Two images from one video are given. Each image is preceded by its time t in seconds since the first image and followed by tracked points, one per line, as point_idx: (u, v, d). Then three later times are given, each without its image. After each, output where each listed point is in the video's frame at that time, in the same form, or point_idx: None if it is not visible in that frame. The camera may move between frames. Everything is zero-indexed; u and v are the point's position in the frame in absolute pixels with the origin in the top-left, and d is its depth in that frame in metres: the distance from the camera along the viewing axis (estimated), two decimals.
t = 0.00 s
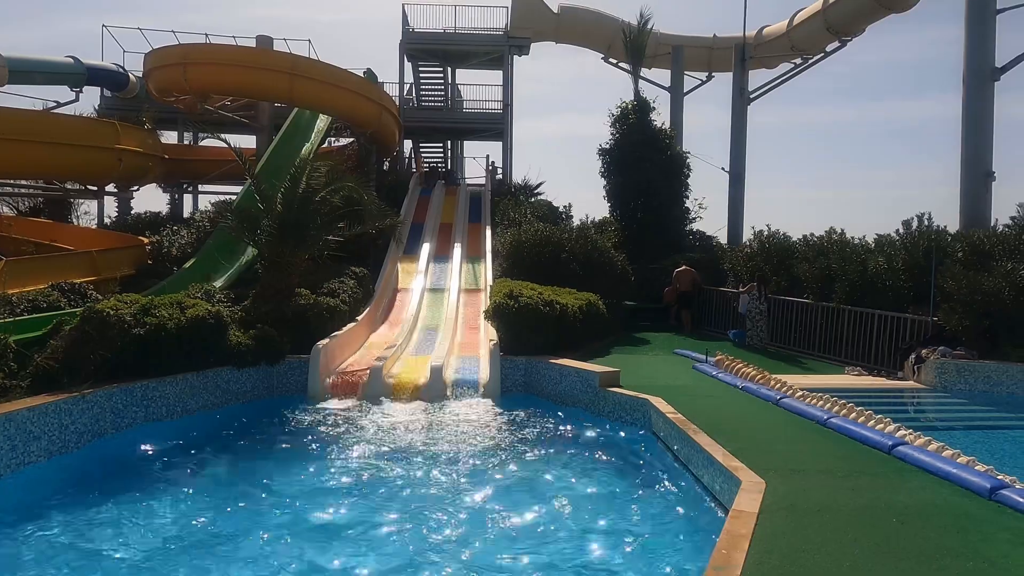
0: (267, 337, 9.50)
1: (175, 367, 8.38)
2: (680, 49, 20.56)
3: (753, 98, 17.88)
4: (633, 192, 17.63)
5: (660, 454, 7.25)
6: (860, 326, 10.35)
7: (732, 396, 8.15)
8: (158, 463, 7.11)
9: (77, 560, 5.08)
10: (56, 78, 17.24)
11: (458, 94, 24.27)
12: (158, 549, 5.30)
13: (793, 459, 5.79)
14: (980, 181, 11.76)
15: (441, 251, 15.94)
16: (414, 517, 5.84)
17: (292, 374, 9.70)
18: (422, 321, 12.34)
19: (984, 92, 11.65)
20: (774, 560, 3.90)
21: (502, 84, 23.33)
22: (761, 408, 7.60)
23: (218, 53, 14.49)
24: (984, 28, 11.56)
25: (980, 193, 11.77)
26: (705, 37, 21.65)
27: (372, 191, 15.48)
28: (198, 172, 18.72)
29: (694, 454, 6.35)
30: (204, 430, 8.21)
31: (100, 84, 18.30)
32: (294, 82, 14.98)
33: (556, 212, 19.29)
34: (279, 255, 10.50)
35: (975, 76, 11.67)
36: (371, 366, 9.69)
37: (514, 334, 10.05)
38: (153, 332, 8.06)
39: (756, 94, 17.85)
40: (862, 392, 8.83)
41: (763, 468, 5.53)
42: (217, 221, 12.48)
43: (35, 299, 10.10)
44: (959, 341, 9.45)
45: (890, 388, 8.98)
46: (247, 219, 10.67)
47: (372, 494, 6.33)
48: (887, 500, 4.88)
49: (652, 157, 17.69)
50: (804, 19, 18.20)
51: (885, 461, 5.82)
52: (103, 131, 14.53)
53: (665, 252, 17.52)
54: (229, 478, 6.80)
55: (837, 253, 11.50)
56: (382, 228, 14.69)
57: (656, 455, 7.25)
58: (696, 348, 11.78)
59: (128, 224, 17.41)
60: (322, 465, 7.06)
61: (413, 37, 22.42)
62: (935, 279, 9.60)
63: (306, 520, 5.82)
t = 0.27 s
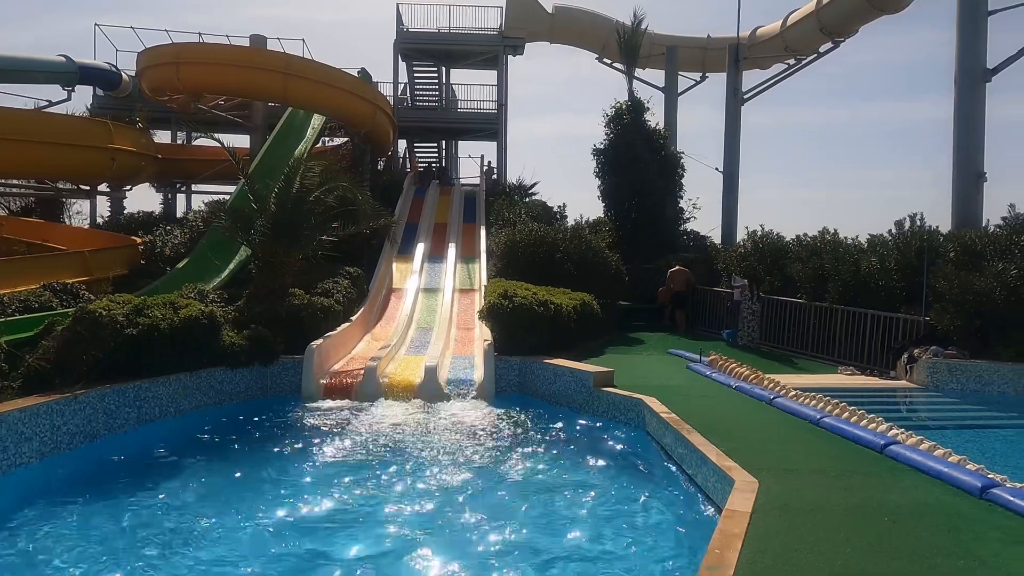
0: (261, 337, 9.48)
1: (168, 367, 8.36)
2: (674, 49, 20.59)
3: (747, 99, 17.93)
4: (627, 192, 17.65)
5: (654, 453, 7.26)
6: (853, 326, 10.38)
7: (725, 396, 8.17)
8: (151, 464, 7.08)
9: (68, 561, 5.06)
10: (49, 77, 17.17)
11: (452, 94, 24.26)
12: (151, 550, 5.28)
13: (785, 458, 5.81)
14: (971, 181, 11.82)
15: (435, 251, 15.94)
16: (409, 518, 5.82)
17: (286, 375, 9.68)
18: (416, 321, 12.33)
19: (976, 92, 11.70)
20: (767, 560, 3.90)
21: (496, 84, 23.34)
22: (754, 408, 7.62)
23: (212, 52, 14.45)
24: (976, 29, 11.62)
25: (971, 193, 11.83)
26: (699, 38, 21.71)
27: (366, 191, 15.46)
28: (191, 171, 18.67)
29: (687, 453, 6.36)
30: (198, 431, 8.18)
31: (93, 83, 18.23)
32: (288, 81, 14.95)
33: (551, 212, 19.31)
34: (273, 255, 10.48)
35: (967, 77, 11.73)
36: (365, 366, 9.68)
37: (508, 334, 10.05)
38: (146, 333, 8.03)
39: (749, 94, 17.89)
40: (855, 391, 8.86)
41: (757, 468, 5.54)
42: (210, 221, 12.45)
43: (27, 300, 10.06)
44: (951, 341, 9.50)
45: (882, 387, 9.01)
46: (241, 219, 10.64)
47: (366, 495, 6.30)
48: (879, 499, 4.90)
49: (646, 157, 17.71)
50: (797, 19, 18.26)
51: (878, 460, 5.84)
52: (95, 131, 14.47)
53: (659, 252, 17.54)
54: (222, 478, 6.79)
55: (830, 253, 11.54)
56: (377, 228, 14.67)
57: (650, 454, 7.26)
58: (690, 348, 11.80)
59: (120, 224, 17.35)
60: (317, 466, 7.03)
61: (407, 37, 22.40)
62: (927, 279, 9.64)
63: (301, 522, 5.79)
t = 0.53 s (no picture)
0: (256, 336, 9.46)
1: (163, 366, 8.33)
2: (670, 48, 20.59)
3: (743, 97, 17.93)
4: (623, 190, 17.65)
5: (650, 451, 7.25)
6: (848, 325, 10.40)
7: (721, 394, 8.17)
8: (146, 463, 7.06)
9: (64, 561, 5.04)
10: (42, 75, 17.09)
11: (448, 93, 24.22)
12: (145, 550, 5.25)
13: (781, 456, 5.81)
14: (966, 179, 11.84)
15: (431, 249, 15.91)
16: (405, 517, 5.79)
17: (282, 373, 9.64)
18: (412, 320, 12.31)
19: (970, 92, 11.72)
20: (762, 558, 3.90)
21: (492, 83, 23.31)
22: (750, 406, 7.62)
23: (207, 51, 14.41)
24: (971, 28, 11.62)
25: (966, 192, 11.86)
26: (695, 37, 21.71)
27: (362, 189, 15.43)
28: (186, 170, 18.63)
29: (683, 452, 6.36)
30: (192, 430, 8.14)
31: (87, 81, 18.19)
32: (284, 80, 14.92)
33: (547, 211, 19.29)
34: (268, 253, 10.45)
35: (962, 76, 11.75)
36: (361, 365, 9.66)
37: (504, 332, 10.04)
38: (140, 332, 8.00)
39: (745, 93, 17.90)
40: (850, 390, 8.86)
41: (752, 466, 5.54)
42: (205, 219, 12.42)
43: (20, 298, 10.02)
44: (945, 340, 9.51)
45: (877, 386, 9.02)
46: (236, 217, 10.60)
47: (363, 495, 6.27)
48: (874, 497, 4.90)
49: (642, 155, 17.70)
50: (792, 18, 18.27)
51: (873, 458, 5.85)
52: (89, 129, 14.41)
53: (655, 251, 17.55)
54: (219, 477, 6.77)
55: (825, 251, 11.56)
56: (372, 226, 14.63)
57: (647, 453, 7.26)
58: (686, 346, 11.80)
59: (115, 222, 17.30)
60: (313, 466, 7.00)
61: (403, 36, 22.36)
62: (922, 277, 9.65)
63: (298, 522, 5.76)
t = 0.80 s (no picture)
0: (256, 336, 9.46)
1: (163, 366, 8.33)
2: (670, 47, 20.57)
3: (743, 97, 17.92)
4: (624, 190, 17.63)
5: (650, 451, 7.24)
6: (849, 324, 10.38)
7: (722, 394, 8.16)
8: (146, 463, 7.06)
9: (65, 561, 5.04)
10: (42, 74, 17.07)
11: (449, 92, 24.21)
12: (146, 549, 5.25)
13: (782, 456, 5.80)
14: (967, 179, 11.83)
15: (432, 249, 15.90)
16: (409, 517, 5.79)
17: (282, 373, 9.65)
18: (412, 319, 12.30)
19: (971, 91, 11.71)
20: (763, 558, 3.89)
21: (492, 82, 23.29)
22: (750, 405, 7.61)
23: (208, 50, 14.40)
24: (972, 27, 11.60)
25: (967, 191, 11.85)
26: (695, 36, 21.69)
27: (362, 189, 15.43)
28: (186, 169, 18.63)
29: (683, 451, 6.35)
30: (192, 429, 8.14)
31: (87, 81, 18.19)
32: (284, 79, 14.91)
33: (547, 210, 19.28)
34: (268, 253, 10.44)
35: (963, 76, 11.73)
36: (361, 365, 9.65)
37: (504, 332, 10.03)
38: (140, 331, 7.99)
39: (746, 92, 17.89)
40: (851, 389, 8.85)
41: (753, 466, 5.53)
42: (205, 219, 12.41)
43: (20, 298, 10.02)
44: (946, 339, 9.50)
45: (878, 385, 9.01)
46: (236, 217, 10.59)
47: (365, 494, 6.27)
48: (875, 496, 4.90)
49: (642, 155, 17.68)
50: (793, 18, 18.26)
51: (874, 458, 5.84)
52: (89, 128, 14.40)
53: (655, 250, 17.54)
54: (219, 477, 6.77)
55: (826, 251, 11.55)
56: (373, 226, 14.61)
57: (646, 452, 7.26)
58: (686, 346, 11.79)
59: (115, 222, 17.30)
60: (314, 466, 6.99)
61: (403, 35, 22.34)
62: (922, 277, 9.65)
63: (298, 521, 5.76)
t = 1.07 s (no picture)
0: (259, 335, 9.46)
1: (166, 365, 8.33)
2: (673, 46, 20.55)
3: (746, 96, 17.90)
4: (627, 189, 17.62)
5: (653, 450, 7.23)
6: (852, 324, 10.36)
7: (725, 393, 8.15)
8: (149, 462, 7.06)
9: (68, 560, 5.03)
10: (46, 74, 17.11)
11: (451, 91, 24.21)
12: (149, 549, 5.23)
13: (785, 455, 5.78)
14: (971, 178, 11.80)
15: (434, 248, 15.89)
16: (413, 517, 5.77)
17: (284, 372, 9.66)
18: (415, 319, 12.30)
19: (975, 90, 11.68)
20: (766, 558, 3.88)
21: (495, 81, 23.29)
22: (753, 405, 7.60)
23: (211, 50, 14.41)
24: (976, 25, 11.56)
25: (971, 190, 11.81)
26: (698, 35, 21.67)
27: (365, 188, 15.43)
28: (189, 169, 18.64)
29: (686, 451, 6.34)
30: (194, 429, 8.14)
31: (90, 80, 18.22)
32: (287, 79, 14.92)
33: (549, 210, 19.26)
34: (271, 252, 10.45)
35: (967, 74, 11.70)
36: (364, 364, 9.65)
37: (507, 331, 10.03)
38: (143, 330, 7.98)
39: (749, 92, 17.86)
40: (855, 389, 8.83)
41: (756, 466, 5.51)
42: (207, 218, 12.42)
43: (24, 297, 10.03)
44: (950, 338, 9.48)
45: (881, 385, 8.99)
46: (238, 216, 10.61)
47: (369, 494, 6.24)
48: (878, 496, 4.88)
49: (645, 154, 17.65)
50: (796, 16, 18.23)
51: (877, 458, 5.82)
52: (92, 128, 14.41)
53: (658, 249, 17.51)
54: (222, 476, 6.77)
55: (829, 250, 11.53)
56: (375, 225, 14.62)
57: (649, 452, 7.26)
58: (689, 345, 11.76)
59: (118, 222, 17.32)
60: (318, 465, 6.99)
61: (406, 34, 22.34)
62: (926, 276, 9.63)
63: (301, 521, 5.75)
